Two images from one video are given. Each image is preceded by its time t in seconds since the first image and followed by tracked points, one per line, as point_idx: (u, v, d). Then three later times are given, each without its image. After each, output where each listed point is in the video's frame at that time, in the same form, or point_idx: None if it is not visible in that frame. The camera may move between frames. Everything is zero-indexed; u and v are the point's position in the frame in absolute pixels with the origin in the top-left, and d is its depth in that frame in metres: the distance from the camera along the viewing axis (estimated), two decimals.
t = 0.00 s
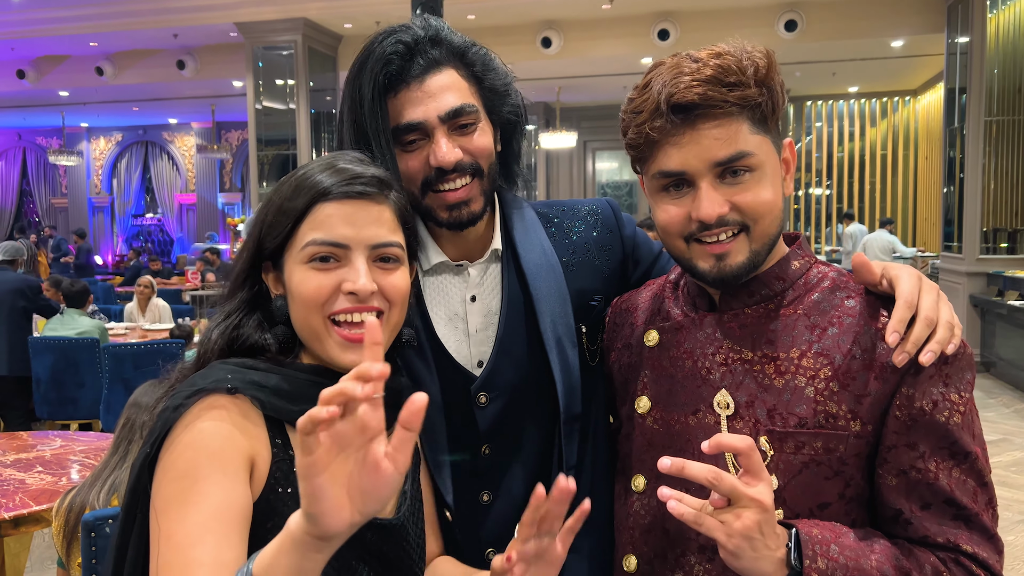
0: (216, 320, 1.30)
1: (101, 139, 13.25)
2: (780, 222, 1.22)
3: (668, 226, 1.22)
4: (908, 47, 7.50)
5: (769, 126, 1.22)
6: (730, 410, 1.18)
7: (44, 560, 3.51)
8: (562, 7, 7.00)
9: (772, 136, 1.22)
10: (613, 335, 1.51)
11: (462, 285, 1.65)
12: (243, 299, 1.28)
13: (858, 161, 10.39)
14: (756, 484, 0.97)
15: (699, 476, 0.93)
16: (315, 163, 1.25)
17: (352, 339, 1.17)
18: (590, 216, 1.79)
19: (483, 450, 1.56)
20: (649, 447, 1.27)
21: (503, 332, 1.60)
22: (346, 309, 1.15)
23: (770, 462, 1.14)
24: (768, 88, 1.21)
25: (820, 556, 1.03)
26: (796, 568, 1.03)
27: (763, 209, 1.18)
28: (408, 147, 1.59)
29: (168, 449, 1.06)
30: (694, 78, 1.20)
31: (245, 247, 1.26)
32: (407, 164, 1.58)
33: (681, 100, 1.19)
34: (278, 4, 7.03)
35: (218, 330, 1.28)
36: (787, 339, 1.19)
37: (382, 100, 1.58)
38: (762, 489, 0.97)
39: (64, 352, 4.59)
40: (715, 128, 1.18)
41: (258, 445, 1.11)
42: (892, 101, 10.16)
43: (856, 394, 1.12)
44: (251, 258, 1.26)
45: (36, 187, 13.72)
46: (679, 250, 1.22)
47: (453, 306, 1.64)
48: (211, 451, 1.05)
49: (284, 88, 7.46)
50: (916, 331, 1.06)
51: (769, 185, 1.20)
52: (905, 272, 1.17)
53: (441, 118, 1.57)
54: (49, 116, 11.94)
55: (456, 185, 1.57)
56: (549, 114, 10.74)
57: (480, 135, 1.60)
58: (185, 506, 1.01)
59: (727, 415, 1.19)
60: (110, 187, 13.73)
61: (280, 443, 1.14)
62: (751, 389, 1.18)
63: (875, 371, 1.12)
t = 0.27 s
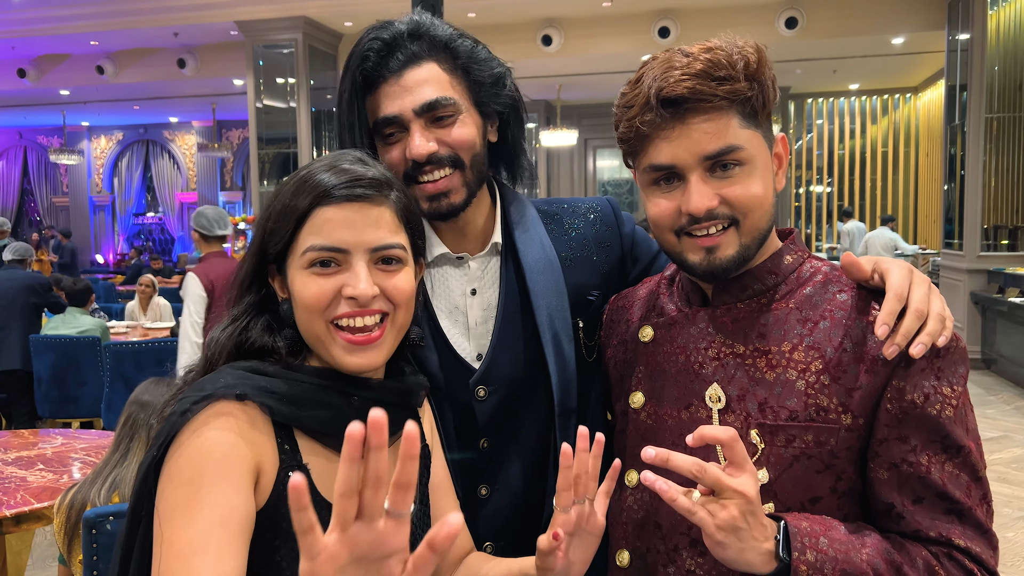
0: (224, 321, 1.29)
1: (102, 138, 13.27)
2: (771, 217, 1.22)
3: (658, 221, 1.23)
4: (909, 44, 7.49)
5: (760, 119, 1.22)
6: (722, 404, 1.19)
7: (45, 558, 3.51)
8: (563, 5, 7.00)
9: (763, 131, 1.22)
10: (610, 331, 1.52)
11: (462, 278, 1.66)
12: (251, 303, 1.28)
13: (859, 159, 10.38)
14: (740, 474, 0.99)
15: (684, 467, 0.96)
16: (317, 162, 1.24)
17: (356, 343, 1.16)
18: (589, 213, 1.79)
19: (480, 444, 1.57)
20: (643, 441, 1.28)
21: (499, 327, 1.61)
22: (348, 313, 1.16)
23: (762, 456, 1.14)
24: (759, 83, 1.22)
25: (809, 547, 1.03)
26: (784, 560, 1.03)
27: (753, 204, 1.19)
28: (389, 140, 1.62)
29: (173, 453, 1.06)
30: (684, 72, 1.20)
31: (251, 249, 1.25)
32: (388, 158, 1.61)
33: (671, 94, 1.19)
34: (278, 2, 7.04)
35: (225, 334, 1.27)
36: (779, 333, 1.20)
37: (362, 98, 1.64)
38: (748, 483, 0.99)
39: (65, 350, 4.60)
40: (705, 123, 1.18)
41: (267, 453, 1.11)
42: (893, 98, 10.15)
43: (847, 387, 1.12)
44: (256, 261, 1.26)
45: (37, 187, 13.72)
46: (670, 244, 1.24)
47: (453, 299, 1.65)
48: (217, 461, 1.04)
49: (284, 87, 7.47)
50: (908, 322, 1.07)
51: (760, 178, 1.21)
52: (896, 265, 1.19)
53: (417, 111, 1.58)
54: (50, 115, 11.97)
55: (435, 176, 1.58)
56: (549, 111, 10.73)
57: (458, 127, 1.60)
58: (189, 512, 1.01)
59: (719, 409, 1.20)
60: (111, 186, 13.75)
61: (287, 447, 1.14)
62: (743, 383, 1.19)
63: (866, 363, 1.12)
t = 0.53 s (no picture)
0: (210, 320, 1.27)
1: (102, 137, 13.27)
2: (763, 211, 1.21)
3: (650, 212, 1.22)
4: (910, 42, 7.47)
5: (756, 110, 1.21)
6: (718, 403, 1.18)
7: (44, 558, 3.50)
8: (563, 3, 6.99)
9: (757, 123, 1.21)
10: (607, 329, 1.51)
11: (454, 274, 1.65)
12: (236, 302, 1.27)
13: (860, 157, 10.36)
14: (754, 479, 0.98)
15: (703, 465, 0.96)
16: (300, 154, 1.25)
17: (346, 328, 1.17)
18: (584, 210, 1.78)
19: (473, 442, 1.55)
20: (639, 442, 1.27)
21: (493, 324, 1.59)
22: (337, 295, 1.16)
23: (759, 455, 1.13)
24: (756, 72, 1.20)
25: (818, 549, 1.02)
26: (795, 562, 1.01)
27: (746, 195, 1.18)
28: (371, 128, 1.64)
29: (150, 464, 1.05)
30: (678, 61, 1.19)
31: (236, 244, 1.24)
32: (368, 146, 1.63)
33: (664, 82, 1.18)
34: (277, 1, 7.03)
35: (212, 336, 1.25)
36: (776, 331, 1.18)
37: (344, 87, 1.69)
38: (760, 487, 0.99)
39: (64, 350, 4.59)
40: (698, 112, 1.17)
41: (250, 459, 1.10)
42: (894, 96, 10.13)
43: (846, 384, 1.11)
44: (240, 259, 1.25)
45: (37, 186, 13.71)
46: (662, 237, 1.22)
47: (445, 294, 1.63)
48: (192, 473, 1.03)
49: (284, 86, 7.45)
50: (906, 317, 1.05)
51: (754, 171, 1.19)
52: (895, 260, 1.16)
53: (394, 97, 1.60)
54: (49, 115, 11.97)
55: (412, 162, 1.60)
56: (549, 110, 10.72)
57: (436, 114, 1.61)
58: (167, 525, 1.00)
59: (715, 408, 1.18)
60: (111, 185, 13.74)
61: (272, 451, 1.12)
62: (739, 382, 1.18)
63: (864, 361, 1.10)
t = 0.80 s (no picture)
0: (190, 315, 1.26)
1: (101, 137, 13.26)
2: (744, 217, 1.16)
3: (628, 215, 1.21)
4: (911, 40, 7.45)
5: (740, 112, 1.15)
6: (718, 409, 1.16)
7: (42, 561, 3.48)
8: (563, 2, 6.98)
9: (742, 125, 1.15)
10: (602, 331, 1.49)
11: (445, 276, 1.63)
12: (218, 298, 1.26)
13: (860, 156, 10.35)
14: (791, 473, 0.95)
15: (740, 455, 0.91)
16: (287, 148, 1.25)
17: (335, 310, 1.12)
18: (576, 211, 1.77)
19: (465, 447, 1.53)
20: (638, 449, 1.25)
21: (487, 327, 1.57)
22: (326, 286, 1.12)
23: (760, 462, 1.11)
24: (738, 73, 1.15)
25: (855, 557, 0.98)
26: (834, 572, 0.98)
27: (722, 201, 1.14)
28: (369, 120, 1.62)
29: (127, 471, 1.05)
30: (653, 64, 1.17)
31: (218, 240, 1.23)
32: (367, 139, 1.60)
33: (636, 86, 1.16)
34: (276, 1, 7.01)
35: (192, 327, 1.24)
36: (776, 334, 1.16)
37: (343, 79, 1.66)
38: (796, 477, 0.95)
39: (61, 352, 4.57)
40: (670, 116, 1.15)
41: (223, 462, 1.09)
42: (895, 95, 10.11)
43: (850, 390, 1.09)
44: (223, 253, 1.23)
45: (37, 187, 13.69)
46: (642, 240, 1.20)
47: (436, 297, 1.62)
48: (168, 481, 1.03)
49: (283, 85, 7.43)
50: (911, 318, 1.03)
51: (733, 177, 1.15)
52: (898, 260, 1.15)
53: (397, 88, 1.59)
54: (48, 115, 11.95)
55: (414, 155, 1.57)
56: (550, 109, 10.71)
57: (439, 108, 1.61)
58: (147, 532, 1.01)
59: (716, 414, 1.16)
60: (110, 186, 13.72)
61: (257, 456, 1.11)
62: (740, 387, 1.16)
63: (868, 364, 1.08)
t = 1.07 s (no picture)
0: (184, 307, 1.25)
1: (102, 138, 13.25)
2: (722, 220, 1.14)
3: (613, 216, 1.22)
4: (912, 40, 7.42)
5: (718, 113, 1.12)
6: (716, 413, 1.14)
7: (41, 563, 3.46)
8: (564, 2, 6.96)
9: (720, 127, 1.12)
10: (599, 333, 1.47)
11: (440, 279, 1.61)
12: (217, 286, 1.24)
13: (862, 155, 10.33)
14: (788, 486, 0.93)
15: (722, 477, 0.89)
16: (292, 147, 1.22)
17: (311, 339, 1.13)
18: (572, 211, 1.76)
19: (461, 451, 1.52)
20: (633, 454, 1.23)
21: (482, 328, 1.56)
22: (309, 306, 1.13)
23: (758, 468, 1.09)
24: (715, 74, 1.13)
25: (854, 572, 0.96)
26: None
27: (696, 203, 1.12)
28: (378, 112, 1.60)
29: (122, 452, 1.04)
30: (631, 65, 1.16)
31: (216, 233, 1.22)
32: (377, 131, 1.59)
33: (612, 88, 1.16)
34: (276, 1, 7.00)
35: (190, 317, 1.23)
36: (776, 337, 1.14)
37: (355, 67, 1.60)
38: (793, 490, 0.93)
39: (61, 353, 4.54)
40: (643, 119, 1.14)
41: (215, 445, 1.10)
42: (896, 94, 10.08)
43: (850, 395, 1.07)
44: (222, 244, 1.22)
45: (37, 188, 13.68)
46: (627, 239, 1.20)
47: (429, 301, 1.59)
48: (161, 460, 1.02)
49: (283, 86, 7.41)
50: (916, 323, 1.01)
51: (709, 178, 1.12)
52: (903, 262, 1.13)
53: (412, 80, 1.58)
54: (49, 116, 11.94)
55: (427, 148, 1.57)
56: (550, 109, 10.70)
57: (451, 103, 1.62)
58: (139, 512, 0.99)
59: (714, 419, 1.14)
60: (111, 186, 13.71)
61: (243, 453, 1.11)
62: (739, 391, 1.14)
63: (870, 369, 1.06)
